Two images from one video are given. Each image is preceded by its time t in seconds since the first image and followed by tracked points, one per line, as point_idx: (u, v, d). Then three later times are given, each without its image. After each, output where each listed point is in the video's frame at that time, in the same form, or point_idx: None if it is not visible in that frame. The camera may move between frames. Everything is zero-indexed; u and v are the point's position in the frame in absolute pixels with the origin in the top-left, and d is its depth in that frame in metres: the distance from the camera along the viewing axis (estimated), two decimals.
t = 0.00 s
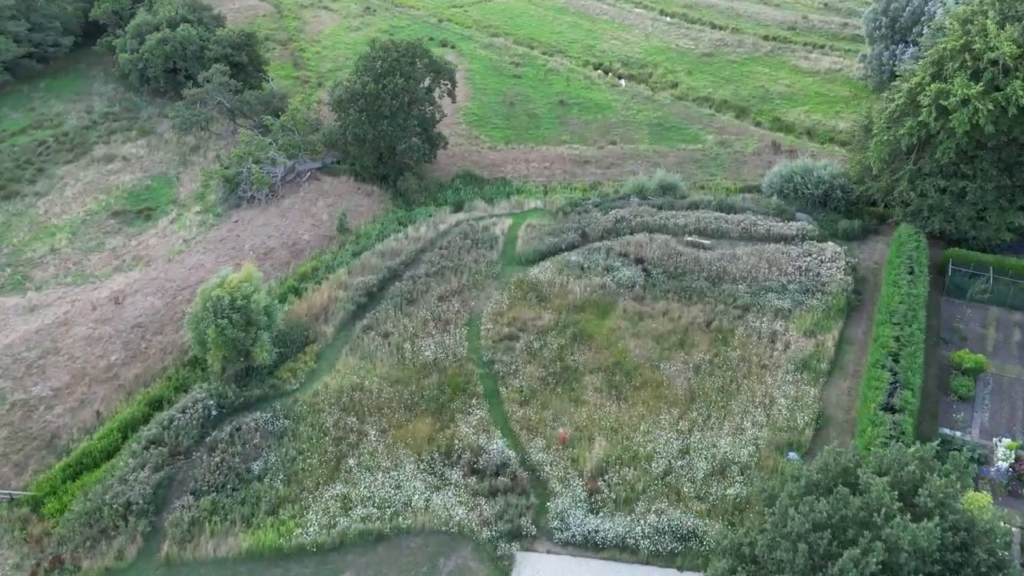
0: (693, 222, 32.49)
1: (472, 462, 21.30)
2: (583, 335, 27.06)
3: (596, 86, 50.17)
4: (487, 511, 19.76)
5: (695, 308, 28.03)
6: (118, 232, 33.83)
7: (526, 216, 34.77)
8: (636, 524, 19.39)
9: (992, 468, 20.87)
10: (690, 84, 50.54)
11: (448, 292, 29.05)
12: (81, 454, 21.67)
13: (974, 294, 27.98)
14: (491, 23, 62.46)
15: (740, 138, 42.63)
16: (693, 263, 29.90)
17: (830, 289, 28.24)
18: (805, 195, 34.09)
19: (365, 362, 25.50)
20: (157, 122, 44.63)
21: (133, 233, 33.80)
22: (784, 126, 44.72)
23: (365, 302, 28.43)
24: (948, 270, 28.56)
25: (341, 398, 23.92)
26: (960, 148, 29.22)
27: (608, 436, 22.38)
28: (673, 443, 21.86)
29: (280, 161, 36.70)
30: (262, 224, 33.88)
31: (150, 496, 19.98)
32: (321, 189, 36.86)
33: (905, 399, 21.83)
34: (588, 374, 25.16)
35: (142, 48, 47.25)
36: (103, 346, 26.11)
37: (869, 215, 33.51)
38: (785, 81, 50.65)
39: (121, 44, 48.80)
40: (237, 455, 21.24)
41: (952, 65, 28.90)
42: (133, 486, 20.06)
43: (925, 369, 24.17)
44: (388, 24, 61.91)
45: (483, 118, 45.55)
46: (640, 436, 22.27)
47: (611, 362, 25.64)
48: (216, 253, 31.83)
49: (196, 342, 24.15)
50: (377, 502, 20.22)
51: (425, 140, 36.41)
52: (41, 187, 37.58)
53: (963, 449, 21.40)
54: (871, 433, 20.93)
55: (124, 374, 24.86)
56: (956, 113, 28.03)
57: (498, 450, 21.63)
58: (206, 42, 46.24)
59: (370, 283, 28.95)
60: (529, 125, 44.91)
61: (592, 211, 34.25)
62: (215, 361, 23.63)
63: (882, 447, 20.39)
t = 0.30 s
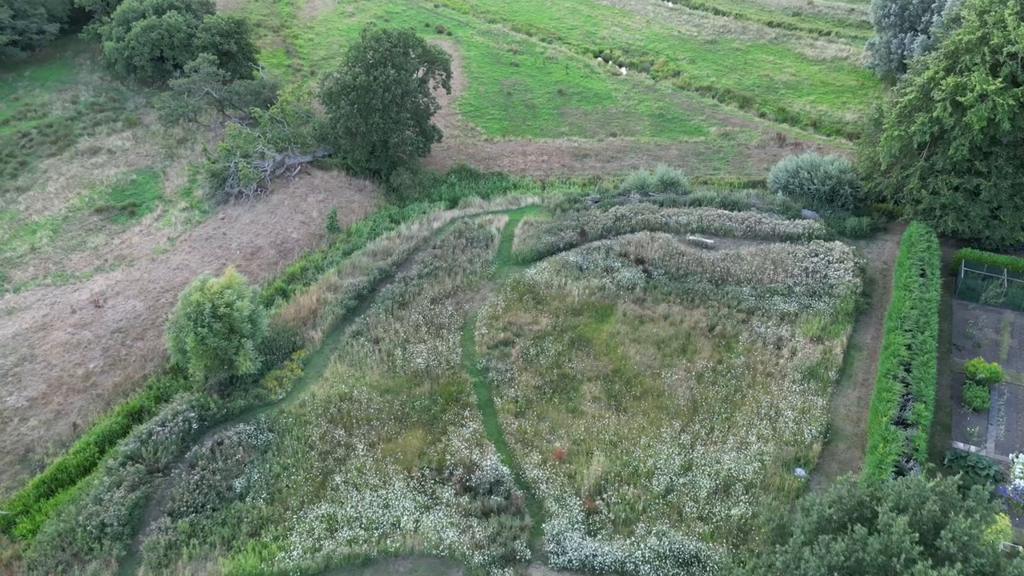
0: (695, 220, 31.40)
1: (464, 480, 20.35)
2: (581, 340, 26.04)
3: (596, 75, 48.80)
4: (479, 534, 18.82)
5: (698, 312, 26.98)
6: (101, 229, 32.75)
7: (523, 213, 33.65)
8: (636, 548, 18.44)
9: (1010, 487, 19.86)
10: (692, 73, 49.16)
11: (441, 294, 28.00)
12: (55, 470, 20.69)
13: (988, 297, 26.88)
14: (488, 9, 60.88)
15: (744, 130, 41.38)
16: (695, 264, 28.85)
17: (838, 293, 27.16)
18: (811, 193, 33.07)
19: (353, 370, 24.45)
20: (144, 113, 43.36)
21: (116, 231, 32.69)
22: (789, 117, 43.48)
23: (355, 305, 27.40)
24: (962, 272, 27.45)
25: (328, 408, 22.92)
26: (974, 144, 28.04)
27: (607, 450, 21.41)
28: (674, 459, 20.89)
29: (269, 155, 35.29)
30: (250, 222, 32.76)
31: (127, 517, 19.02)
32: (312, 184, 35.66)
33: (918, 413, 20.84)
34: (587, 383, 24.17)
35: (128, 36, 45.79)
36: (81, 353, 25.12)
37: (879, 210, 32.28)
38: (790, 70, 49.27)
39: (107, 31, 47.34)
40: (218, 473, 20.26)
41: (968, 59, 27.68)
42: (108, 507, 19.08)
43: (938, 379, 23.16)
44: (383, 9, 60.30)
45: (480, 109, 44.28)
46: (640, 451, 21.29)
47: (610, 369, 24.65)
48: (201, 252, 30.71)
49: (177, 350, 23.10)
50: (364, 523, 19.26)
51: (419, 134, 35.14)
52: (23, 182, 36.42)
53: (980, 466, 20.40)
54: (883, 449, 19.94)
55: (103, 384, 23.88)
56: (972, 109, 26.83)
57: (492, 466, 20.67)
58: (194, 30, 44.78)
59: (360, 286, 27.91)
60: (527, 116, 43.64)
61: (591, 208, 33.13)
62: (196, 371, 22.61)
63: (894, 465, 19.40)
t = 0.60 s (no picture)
0: (698, 217, 30.28)
1: (456, 500, 19.45)
2: (579, 346, 25.04)
3: (596, 62, 47.42)
4: (471, 558, 17.92)
5: (701, 316, 25.95)
6: (83, 227, 31.63)
7: (520, 210, 32.54)
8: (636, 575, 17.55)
9: None
10: (695, 60, 47.76)
11: (434, 297, 26.96)
12: (28, 488, 19.76)
13: (1003, 301, 25.86)
14: None
15: (749, 121, 40.13)
16: (698, 265, 27.77)
17: (847, 296, 26.12)
18: (818, 188, 31.94)
19: (341, 379, 23.48)
20: (130, 103, 42.05)
21: (98, 228, 31.58)
22: (795, 107, 42.21)
23: (345, 308, 26.36)
24: (975, 274, 26.41)
25: (314, 421, 21.95)
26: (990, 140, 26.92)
27: (606, 467, 20.45)
28: (676, 477, 19.95)
29: (257, 148, 34.24)
30: (236, 219, 31.66)
31: (100, 540, 18.08)
32: (302, 178, 34.51)
33: (932, 428, 19.89)
34: (585, 392, 23.18)
35: (113, 22, 44.30)
36: (59, 360, 24.14)
37: (888, 206, 31.18)
38: (796, 57, 47.88)
39: (92, 17, 45.82)
40: (198, 491, 19.32)
41: (984, 51, 26.48)
42: (80, 530, 18.14)
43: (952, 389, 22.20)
44: None
45: (476, 98, 42.96)
46: (641, 466, 20.36)
47: (609, 378, 23.67)
48: (186, 251, 29.61)
49: (157, 360, 22.10)
50: (351, 546, 18.36)
51: (413, 126, 33.91)
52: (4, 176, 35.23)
53: (997, 484, 19.46)
54: (896, 467, 18.97)
55: (80, 394, 22.90)
56: (989, 104, 25.67)
57: (485, 485, 19.75)
58: (181, 16, 43.24)
59: (350, 287, 26.84)
60: (525, 106, 42.33)
61: (590, 205, 32.00)
62: (177, 382, 21.61)
63: (908, 485, 18.45)
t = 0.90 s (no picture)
0: (701, 215, 29.17)
1: (447, 521, 18.56)
2: (577, 352, 24.04)
3: (596, 48, 46.01)
4: None
5: (704, 320, 24.91)
6: (63, 224, 30.52)
7: (517, 206, 31.43)
8: None
9: None
10: (698, 46, 46.33)
11: (426, 299, 25.90)
12: None
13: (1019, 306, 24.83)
14: None
15: (754, 111, 38.85)
16: (701, 266, 26.69)
17: (856, 299, 25.08)
18: (825, 183, 30.78)
19: (329, 388, 22.49)
20: (115, 92, 40.71)
21: (79, 225, 30.47)
22: (801, 96, 40.91)
23: (334, 312, 25.32)
24: (990, 277, 25.36)
25: (300, 434, 20.97)
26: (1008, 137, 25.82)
27: (604, 485, 19.54)
28: (678, 496, 19.05)
29: (244, 141, 33.06)
30: (222, 215, 30.54)
31: (72, 567, 17.20)
32: (291, 172, 33.32)
33: (947, 445, 18.95)
34: (583, 403, 22.19)
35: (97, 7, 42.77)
36: (34, 369, 23.16)
37: (899, 201, 30.00)
38: (802, 42, 46.44)
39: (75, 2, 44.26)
40: (176, 513, 18.42)
41: (1004, 43, 25.31)
42: (51, 555, 17.26)
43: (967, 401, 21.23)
44: None
45: (472, 86, 41.62)
46: (641, 484, 19.44)
47: (608, 387, 22.66)
48: (169, 250, 28.53)
49: (134, 371, 21.10)
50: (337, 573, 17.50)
51: (405, 118, 32.66)
52: None
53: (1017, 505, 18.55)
54: (910, 489, 18.06)
55: (55, 406, 21.95)
56: (1009, 100, 24.55)
57: (477, 506, 18.86)
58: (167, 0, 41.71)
59: (339, 290, 25.77)
60: (522, 94, 41.00)
61: (589, 201, 30.87)
62: (155, 395, 20.62)
63: (922, 508, 17.56)
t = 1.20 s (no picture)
0: (705, 210, 28.05)
1: (437, 543, 17.73)
2: (575, 357, 23.08)
3: (596, 31, 44.54)
4: None
5: (707, 323, 23.91)
6: (42, 219, 29.43)
7: (513, 200, 30.32)
8: None
9: None
10: (702, 29, 44.85)
11: (418, 300, 24.87)
12: None
13: None
14: None
15: (759, 98, 37.55)
16: (704, 265, 25.64)
17: (865, 301, 24.06)
18: (833, 176, 29.64)
19: (315, 397, 21.54)
20: (98, 78, 39.34)
21: (59, 220, 29.37)
22: (807, 83, 39.58)
23: (321, 314, 24.30)
24: (1005, 278, 24.36)
25: (284, 447, 20.05)
26: None
27: (602, 502, 18.68)
28: (679, 515, 18.21)
29: (230, 132, 31.85)
30: (207, 210, 29.44)
31: None
32: (279, 163, 32.14)
33: (961, 463, 18.07)
34: (580, 412, 21.25)
35: None
36: (8, 376, 22.22)
37: (909, 194, 28.87)
38: (809, 25, 44.94)
39: None
40: (152, 535, 17.58)
41: None
42: None
43: (982, 413, 20.31)
44: None
45: (467, 71, 40.25)
46: (640, 502, 18.59)
47: (606, 395, 21.71)
48: (151, 247, 27.47)
49: (110, 380, 20.11)
50: None
51: (397, 108, 31.41)
52: None
53: None
54: (923, 510, 17.22)
55: (29, 416, 21.04)
56: None
57: (468, 527, 18.02)
58: None
59: (327, 290, 24.73)
60: (520, 80, 39.63)
61: (588, 194, 29.75)
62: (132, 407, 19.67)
63: (936, 532, 16.72)
